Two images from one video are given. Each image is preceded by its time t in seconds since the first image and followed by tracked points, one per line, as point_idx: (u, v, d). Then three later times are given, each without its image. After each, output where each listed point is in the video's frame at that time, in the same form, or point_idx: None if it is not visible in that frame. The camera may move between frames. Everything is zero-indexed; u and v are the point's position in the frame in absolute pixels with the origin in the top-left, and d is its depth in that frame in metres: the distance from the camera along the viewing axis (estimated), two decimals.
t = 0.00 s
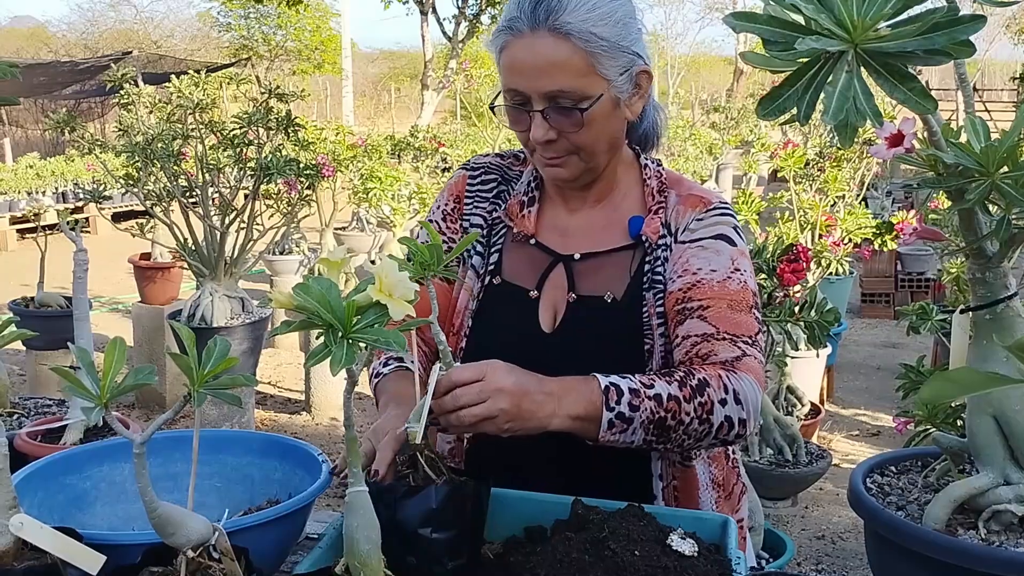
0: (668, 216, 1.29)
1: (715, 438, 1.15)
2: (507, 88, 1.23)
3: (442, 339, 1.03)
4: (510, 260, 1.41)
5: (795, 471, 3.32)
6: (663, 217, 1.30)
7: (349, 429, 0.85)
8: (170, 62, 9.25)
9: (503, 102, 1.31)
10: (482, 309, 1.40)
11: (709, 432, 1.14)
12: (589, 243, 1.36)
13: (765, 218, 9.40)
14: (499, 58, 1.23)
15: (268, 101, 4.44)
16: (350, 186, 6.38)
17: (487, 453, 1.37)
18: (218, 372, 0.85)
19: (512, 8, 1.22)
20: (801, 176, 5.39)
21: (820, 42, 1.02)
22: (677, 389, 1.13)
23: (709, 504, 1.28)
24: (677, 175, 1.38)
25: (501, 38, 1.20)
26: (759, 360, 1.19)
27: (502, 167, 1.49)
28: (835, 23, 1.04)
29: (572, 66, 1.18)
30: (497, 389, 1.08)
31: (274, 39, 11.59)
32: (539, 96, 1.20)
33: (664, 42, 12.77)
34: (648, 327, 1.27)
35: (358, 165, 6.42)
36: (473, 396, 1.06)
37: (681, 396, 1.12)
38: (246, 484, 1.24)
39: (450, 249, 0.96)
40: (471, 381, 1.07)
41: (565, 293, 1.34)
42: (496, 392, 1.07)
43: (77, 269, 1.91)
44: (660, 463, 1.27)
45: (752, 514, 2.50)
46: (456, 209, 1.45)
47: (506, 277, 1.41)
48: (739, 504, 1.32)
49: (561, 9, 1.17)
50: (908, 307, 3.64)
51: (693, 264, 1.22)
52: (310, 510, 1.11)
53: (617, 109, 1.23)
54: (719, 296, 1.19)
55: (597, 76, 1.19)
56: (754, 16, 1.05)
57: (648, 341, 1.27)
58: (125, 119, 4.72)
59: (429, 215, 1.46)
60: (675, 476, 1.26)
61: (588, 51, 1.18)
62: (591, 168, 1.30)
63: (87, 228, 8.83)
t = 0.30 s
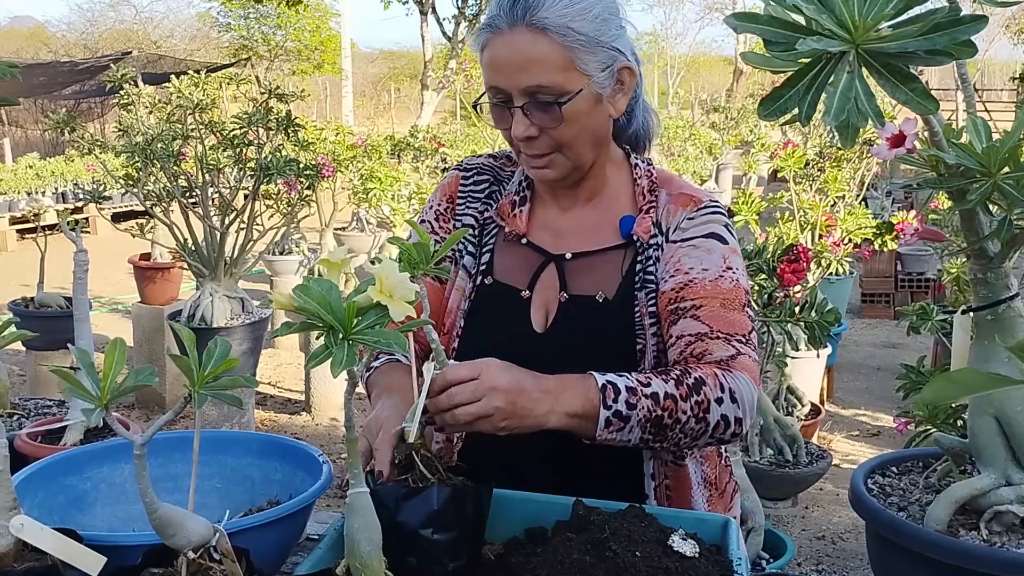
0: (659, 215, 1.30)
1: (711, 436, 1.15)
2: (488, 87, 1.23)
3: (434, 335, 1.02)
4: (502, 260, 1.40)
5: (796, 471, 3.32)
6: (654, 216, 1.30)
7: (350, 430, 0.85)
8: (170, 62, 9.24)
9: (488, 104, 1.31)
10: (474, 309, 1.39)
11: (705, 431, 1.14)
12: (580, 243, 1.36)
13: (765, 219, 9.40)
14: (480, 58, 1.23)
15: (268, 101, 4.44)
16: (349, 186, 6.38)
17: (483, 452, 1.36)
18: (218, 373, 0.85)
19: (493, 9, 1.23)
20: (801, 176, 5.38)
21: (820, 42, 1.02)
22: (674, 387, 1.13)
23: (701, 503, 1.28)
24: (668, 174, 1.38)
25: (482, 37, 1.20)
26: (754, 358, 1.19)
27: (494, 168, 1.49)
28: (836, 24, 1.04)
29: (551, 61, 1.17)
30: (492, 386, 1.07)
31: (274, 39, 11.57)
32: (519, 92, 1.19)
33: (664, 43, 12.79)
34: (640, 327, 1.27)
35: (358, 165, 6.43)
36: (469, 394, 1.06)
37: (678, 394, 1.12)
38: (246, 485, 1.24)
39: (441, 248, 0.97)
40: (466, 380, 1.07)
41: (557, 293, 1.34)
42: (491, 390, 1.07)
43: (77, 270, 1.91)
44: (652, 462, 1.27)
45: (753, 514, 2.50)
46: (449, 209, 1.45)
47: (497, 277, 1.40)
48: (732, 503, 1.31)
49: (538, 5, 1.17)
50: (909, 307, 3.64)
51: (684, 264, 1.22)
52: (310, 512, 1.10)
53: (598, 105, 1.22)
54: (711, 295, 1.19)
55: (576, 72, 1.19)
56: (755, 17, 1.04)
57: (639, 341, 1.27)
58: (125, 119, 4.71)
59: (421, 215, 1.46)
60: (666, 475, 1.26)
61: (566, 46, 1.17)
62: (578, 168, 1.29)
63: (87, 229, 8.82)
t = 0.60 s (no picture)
0: (633, 220, 1.28)
1: (722, 439, 1.16)
2: (437, 98, 1.21)
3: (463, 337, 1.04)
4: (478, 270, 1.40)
5: (796, 472, 3.32)
6: (628, 222, 1.28)
7: (349, 430, 0.85)
8: (170, 62, 9.24)
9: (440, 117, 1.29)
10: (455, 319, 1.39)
11: (718, 434, 1.14)
12: (555, 251, 1.35)
13: (764, 218, 9.41)
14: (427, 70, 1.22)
15: (268, 101, 4.44)
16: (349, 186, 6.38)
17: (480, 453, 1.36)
18: (219, 373, 0.85)
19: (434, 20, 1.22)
20: (801, 176, 5.38)
21: (822, 43, 1.02)
22: (685, 394, 1.13)
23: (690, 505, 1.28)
24: (638, 174, 1.36)
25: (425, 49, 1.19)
26: (754, 357, 1.20)
27: (468, 172, 1.47)
28: (837, 24, 1.04)
29: (494, 67, 1.16)
30: (513, 389, 1.07)
31: (274, 39, 11.55)
32: (466, 101, 1.17)
33: (663, 42, 12.80)
34: (622, 334, 1.27)
35: (358, 164, 6.43)
36: (489, 394, 1.05)
37: (690, 401, 1.12)
38: (246, 486, 1.24)
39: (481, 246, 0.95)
40: (489, 380, 1.07)
41: (536, 303, 1.34)
42: (511, 392, 1.06)
43: (77, 270, 1.91)
44: (638, 468, 1.28)
45: (753, 515, 2.50)
46: (423, 215, 1.45)
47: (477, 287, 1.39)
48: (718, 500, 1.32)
49: (478, 11, 1.16)
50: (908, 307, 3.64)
51: (670, 272, 1.22)
52: (310, 512, 1.10)
53: (547, 107, 1.20)
54: (703, 302, 1.19)
55: (521, 76, 1.17)
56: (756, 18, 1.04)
57: (622, 349, 1.27)
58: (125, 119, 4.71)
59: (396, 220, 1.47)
60: (654, 481, 1.27)
61: (508, 50, 1.16)
62: (537, 175, 1.27)
63: (87, 228, 8.82)
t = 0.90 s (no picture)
0: (604, 225, 1.30)
1: (714, 434, 1.17)
2: (394, 110, 1.21)
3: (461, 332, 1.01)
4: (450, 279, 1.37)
5: (795, 472, 3.32)
6: (600, 228, 1.30)
7: (350, 432, 0.85)
8: (169, 62, 9.24)
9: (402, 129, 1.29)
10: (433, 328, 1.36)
11: (709, 430, 1.16)
12: (526, 259, 1.35)
13: (764, 219, 9.42)
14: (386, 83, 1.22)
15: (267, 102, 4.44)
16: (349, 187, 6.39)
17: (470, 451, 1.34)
18: (219, 374, 0.85)
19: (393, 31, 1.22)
20: (800, 177, 5.39)
21: (820, 45, 1.02)
22: (677, 391, 1.14)
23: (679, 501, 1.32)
24: (605, 178, 1.37)
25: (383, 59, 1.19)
26: (739, 353, 1.22)
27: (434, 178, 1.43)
28: (836, 26, 1.05)
29: (451, 81, 1.16)
30: (519, 391, 1.06)
31: (273, 39, 11.56)
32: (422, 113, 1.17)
33: (662, 43, 12.80)
34: (602, 339, 1.29)
35: (358, 165, 6.44)
36: (496, 395, 1.04)
37: (681, 398, 1.14)
38: (247, 486, 1.24)
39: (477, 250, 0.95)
40: (494, 381, 1.06)
41: (512, 311, 1.34)
42: (517, 393, 1.06)
43: (77, 270, 1.91)
44: (626, 471, 1.31)
45: (751, 515, 2.51)
46: (382, 216, 1.44)
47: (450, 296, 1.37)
48: (702, 490, 1.37)
49: (435, 23, 1.16)
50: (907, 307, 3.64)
51: (647, 276, 1.24)
52: (311, 514, 1.10)
53: (504, 120, 1.20)
54: (683, 303, 1.22)
55: (477, 89, 1.17)
56: (756, 19, 1.05)
57: (604, 353, 1.29)
58: (124, 119, 4.72)
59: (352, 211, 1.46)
60: (643, 481, 1.31)
61: (465, 64, 1.16)
62: (498, 186, 1.27)
63: (86, 229, 8.82)
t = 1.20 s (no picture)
0: (579, 229, 1.31)
1: (709, 425, 1.18)
2: (359, 138, 1.20)
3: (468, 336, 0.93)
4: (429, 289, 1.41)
5: (795, 471, 3.33)
6: (575, 232, 1.31)
7: (353, 430, 0.85)
8: (170, 62, 9.24)
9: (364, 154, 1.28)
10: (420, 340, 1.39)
11: (705, 420, 1.17)
12: (501, 267, 1.36)
13: (765, 219, 9.43)
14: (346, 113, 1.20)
15: (268, 102, 4.44)
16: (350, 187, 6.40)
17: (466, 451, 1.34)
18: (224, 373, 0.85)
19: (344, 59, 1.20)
20: (800, 177, 5.38)
21: (822, 46, 1.02)
22: (673, 384, 1.14)
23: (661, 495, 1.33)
24: (570, 178, 1.39)
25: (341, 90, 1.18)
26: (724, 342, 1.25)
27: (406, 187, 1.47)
28: (838, 27, 1.05)
29: (417, 103, 1.15)
30: (526, 391, 1.06)
31: (274, 40, 11.56)
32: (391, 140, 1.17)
33: (663, 43, 12.80)
34: (583, 342, 1.30)
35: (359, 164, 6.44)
36: (503, 396, 1.04)
37: (678, 391, 1.14)
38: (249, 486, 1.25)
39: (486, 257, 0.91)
40: (503, 383, 1.06)
41: (491, 320, 1.34)
42: (524, 394, 1.06)
43: (80, 271, 1.91)
44: (612, 468, 1.31)
45: (752, 515, 2.51)
46: (357, 225, 1.48)
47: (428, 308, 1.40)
48: (682, 478, 1.38)
49: (392, 48, 1.15)
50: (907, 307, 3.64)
51: (627, 276, 1.26)
52: (314, 514, 1.11)
53: (473, 134, 1.21)
54: (667, 298, 1.24)
55: (444, 108, 1.17)
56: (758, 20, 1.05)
57: (586, 356, 1.31)
58: (126, 119, 4.72)
59: (325, 219, 1.48)
60: (630, 479, 1.31)
61: (428, 85, 1.16)
62: (473, 200, 1.29)
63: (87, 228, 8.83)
